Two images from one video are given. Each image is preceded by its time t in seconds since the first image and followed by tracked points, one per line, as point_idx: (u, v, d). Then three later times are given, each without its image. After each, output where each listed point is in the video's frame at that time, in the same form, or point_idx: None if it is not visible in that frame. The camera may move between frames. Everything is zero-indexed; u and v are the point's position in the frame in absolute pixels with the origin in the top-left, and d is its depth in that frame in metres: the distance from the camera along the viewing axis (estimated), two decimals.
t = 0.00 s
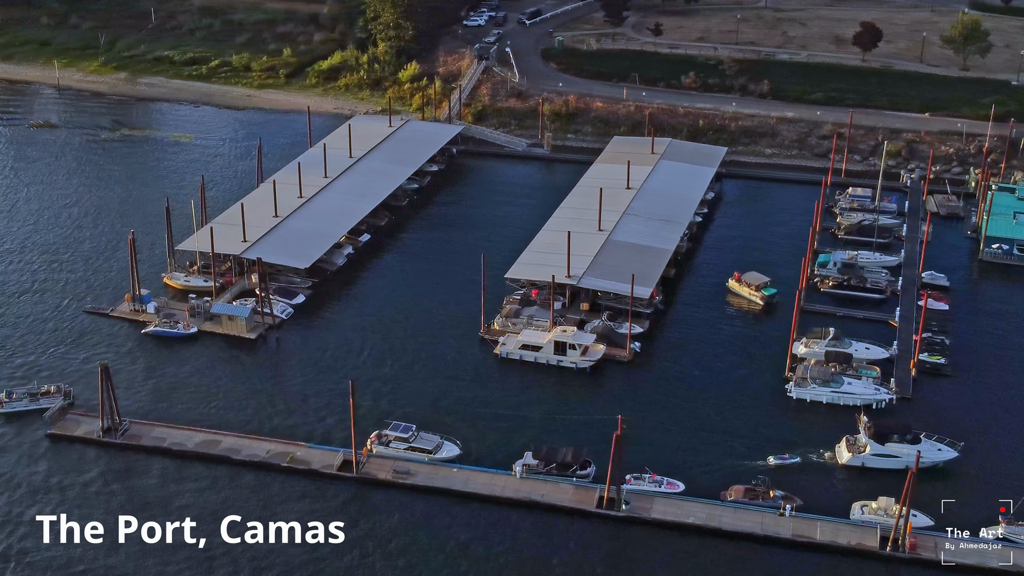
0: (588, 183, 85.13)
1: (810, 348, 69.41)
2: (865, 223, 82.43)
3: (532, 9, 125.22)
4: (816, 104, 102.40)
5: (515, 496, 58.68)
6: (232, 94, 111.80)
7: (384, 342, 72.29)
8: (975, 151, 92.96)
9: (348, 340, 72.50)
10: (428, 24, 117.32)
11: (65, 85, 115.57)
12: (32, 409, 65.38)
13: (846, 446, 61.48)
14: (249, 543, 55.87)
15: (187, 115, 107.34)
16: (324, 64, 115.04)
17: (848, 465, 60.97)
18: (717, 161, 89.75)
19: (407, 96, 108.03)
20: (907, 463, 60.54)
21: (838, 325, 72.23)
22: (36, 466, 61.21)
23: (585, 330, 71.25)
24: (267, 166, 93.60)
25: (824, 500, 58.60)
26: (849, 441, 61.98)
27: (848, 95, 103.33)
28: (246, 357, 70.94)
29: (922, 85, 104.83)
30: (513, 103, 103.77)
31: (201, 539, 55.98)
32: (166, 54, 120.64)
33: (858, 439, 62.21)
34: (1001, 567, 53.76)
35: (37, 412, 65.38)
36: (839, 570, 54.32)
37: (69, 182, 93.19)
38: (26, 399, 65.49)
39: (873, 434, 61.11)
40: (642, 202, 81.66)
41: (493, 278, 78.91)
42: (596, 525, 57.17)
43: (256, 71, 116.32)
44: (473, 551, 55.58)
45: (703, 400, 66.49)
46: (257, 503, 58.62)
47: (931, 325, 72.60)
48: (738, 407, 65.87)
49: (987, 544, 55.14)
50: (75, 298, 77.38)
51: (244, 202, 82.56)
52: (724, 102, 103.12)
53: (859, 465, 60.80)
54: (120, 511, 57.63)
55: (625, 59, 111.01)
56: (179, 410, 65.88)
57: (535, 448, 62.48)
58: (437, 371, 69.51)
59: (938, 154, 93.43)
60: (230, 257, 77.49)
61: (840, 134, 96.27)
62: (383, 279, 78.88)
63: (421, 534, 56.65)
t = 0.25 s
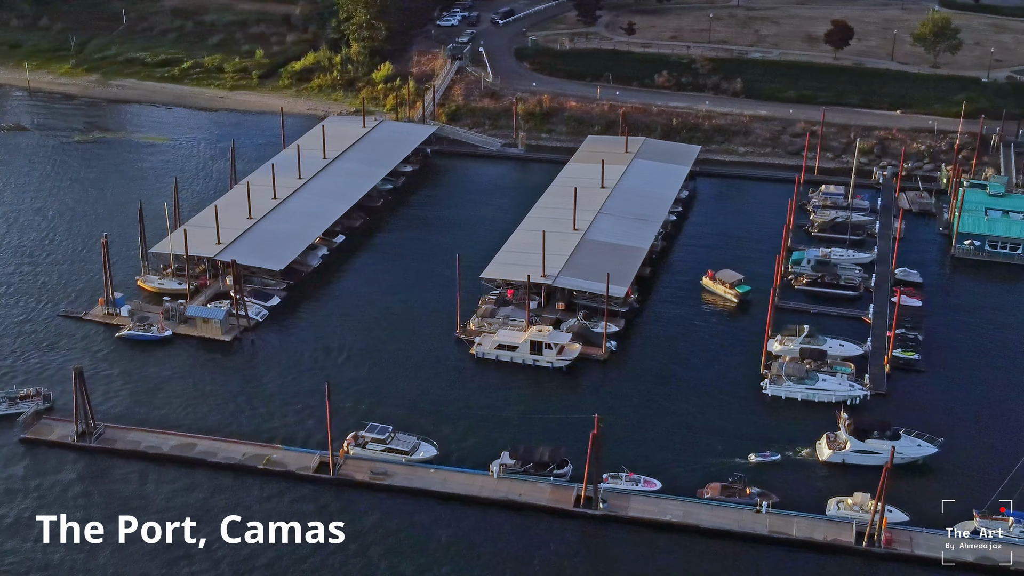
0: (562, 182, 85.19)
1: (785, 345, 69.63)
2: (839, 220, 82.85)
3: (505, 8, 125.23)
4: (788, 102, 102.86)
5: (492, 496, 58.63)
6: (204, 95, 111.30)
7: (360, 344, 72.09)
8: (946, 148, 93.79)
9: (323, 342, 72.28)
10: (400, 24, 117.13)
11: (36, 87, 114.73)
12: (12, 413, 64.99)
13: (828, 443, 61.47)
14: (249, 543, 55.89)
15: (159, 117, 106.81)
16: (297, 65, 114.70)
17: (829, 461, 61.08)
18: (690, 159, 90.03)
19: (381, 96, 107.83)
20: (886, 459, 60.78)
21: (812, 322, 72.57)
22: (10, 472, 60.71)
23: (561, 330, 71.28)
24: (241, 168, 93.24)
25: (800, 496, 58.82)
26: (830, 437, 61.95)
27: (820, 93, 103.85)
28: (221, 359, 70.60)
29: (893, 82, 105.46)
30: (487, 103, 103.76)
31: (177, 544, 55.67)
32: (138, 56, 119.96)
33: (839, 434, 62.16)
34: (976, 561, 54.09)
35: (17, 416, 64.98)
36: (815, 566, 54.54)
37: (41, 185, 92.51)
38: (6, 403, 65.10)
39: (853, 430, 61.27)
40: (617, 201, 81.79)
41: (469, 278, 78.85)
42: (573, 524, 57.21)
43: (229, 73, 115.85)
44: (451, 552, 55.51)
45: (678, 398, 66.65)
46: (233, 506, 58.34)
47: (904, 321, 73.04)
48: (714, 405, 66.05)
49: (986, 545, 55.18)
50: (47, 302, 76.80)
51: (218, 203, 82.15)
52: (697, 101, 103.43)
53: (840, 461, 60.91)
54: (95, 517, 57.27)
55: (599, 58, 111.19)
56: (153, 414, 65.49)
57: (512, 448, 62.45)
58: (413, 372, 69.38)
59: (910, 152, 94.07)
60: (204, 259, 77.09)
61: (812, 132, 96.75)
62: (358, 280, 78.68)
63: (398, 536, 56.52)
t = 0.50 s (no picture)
0: (533, 182, 85.20)
1: (757, 342, 69.76)
2: (808, 218, 83.28)
3: (475, 8, 125.16)
4: (758, 101, 103.31)
5: (467, 496, 58.55)
6: (173, 98, 110.69)
7: (332, 345, 71.87)
8: (914, 145, 94.58)
9: (295, 344, 72.01)
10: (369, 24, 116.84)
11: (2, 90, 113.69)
12: None
13: (805, 439, 61.70)
14: (250, 543, 55.98)
15: (128, 119, 106.11)
16: (266, 66, 114.24)
17: (807, 458, 61.30)
18: (661, 158, 90.28)
19: (351, 97, 107.54)
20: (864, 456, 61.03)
21: (782, 319, 72.90)
22: None
23: (534, 330, 71.28)
24: (211, 170, 92.74)
25: (773, 492, 59.07)
26: (808, 434, 62.19)
27: (789, 90, 104.37)
28: (192, 363, 70.17)
29: (861, 80, 106.13)
30: (457, 103, 103.65)
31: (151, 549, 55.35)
32: (105, 58, 119.09)
33: (816, 431, 62.41)
34: (948, 554, 54.37)
35: None
36: (789, 561, 54.79)
37: (8, 189, 91.67)
38: None
39: (831, 428, 61.72)
40: (588, 201, 81.87)
41: (441, 279, 78.76)
42: (548, 524, 57.21)
43: (197, 74, 115.25)
44: (427, 553, 55.43)
45: (650, 397, 66.81)
46: (207, 511, 58.03)
47: (874, 317, 73.47)
48: (686, 403, 66.23)
49: (987, 544, 55.29)
50: (16, 306, 76.12)
51: (188, 206, 81.65)
52: (667, 99, 103.72)
53: (818, 458, 61.20)
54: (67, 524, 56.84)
55: (568, 58, 111.31)
56: (124, 419, 65.05)
57: (486, 448, 62.39)
58: (385, 373, 69.24)
59: (878, 149, 94.71)
60: (175, 262, 76.61)
61: (781, 129, 97.23)
62: (330, 282, 78.43)
63: (372, 538, 56.40)
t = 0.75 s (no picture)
0: (508, 182, 85.17)
1: (732, 339, 69.86)
2: (782, 215, 83.63)
3: (448, 8, 125.14)
4: (731, 99, 103.70)
5: (444, 497, 58.47)
6: (145, 100, 110.09)
7: (308, 347, 71.63)
8: (886, 142, 95.16)
9: (270, 346, 71.74)
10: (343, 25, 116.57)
11: None
12: None
13: (786, 437, 61.84)
14: (226, 546, 55.72)
15: (100, 121, 105.43)
16: (239, 67, 113.83)
17: (788, 455, 61.48)
18: (635, 157, 90.43)
19: (324, 98, 107.30)
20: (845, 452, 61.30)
21: (757, 317, 73.16)
22: None
23: (509, 329, 71.26)
24: (184, 172, 92.25)
25: (749, 489, 59.25)
26: (788, 431, 62.32)
27: (762, 89, 104.83)
28: (167, 366, 69.79)
29: (833, 78, 106.71)
30: (431, 104, 103.57)
31: (127, 555, 55.03)
32: (76, 60, 118.32)
33: (796, 428, 62.55)
34: (923, 549, 54.73)
35: None
36: (766, 558, 54.98)
37: None
38: None
39: (812, 424, 61.57)
40: (562, 200, 81.91)
41: (416, 280, 78.64)
42: (526, 524, 57.20)
43: (169, 76, 114.71)
44: (405, 555, 55.34)
45: (626, 395, 66.92)
46: (183, 515, 57.72)
47: (848, 314, 73.82)
48: (661, 401, 66.38)
49: (987, 544, 55.29)
50: None
51: (161, 209, 81.17)
52: (641, 98, 103.96)
53: (799, 455, 61.35)
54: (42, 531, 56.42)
55: (542, 58, 111.46)
56: (98, 423, 64.59)
57: (462, 449, 62.32)
58: (361, 375, 69.08)
59: (851, 146, 95.24)
60: (149, 265, 76.15)
61: (754, 128, 97.65)
62: (305, 284, 78.20)
63: (349, 541, 56.24)
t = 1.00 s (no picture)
0: (479, 182, 85.11)
1: (705, 337, 70.12)
2: (752, 213, 83.97)
3: (417, 8, 124.99)
4: (700, 97, 104.09)
5: (418, 498, 58.34)
6: (113, 102, 109.38)
7: (280, 350, 71.33)
8: (855, 139, 95.52)
9: (242, 349, 71.39)
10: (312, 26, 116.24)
11: None
12: None
13: (764, 434, 62.16)
14: (199, 551, 55.36)
15: (68, 124, 104.63)
16: (208, 69, 113.34)
17: (767, 453, 61.75)
18: (606, 156, 90.57)
19: (294, 99, 107.01)
20: (823, 448, 61.66)
21: (729, 314, 73.41)
22: None
23: (482, 329, 71.20)
24: (154, 174, 91.68)
25: (722, 486, 59.44)
26: (766, 428, 62.66)
27: (731, 87, 105.29)
28: (138, 370, 69.32)
29: (802, 76, 107.32)
30: (402, 104, 103.44)
31: (99, 561, 54.60)
32: (43, 63, 117.36)
33: (774, 425, 62.88)
34: (896, 544, 55.00)
35: None
36: (741, 554, 55.14)
37: None
38: None
39: (790, 421, 61.84)
40: (534, 199, 81.94)
41: (388, 281, 78.49)
42: (500, 523, 57.14)
43: (138, 78, 114.02)
44: (380, 557, 55.19)
45: (598, 394, 67.01)
46: (156, 520, 57.32)
47: (819, 310, 74.19)
48: (634, 399, 66.49)
49: (987, 545, 54.96)
50: None
51: (130, 212, 80.63)
52: (611, 97, 104.18)
53: (778, 451, 61.67)
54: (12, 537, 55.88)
55: (512, 57, 111.50)
56: (69, 428, 64.06)
57: (436, 449, 62.21)
58: (333, 376, 68.85)
59: (820, 143, 95.82)
60: (119, 268, 75.61)
61: (724, 126, 98.11)
62: (276, 286, 77.90)
63: (324, 544, 55.99)
